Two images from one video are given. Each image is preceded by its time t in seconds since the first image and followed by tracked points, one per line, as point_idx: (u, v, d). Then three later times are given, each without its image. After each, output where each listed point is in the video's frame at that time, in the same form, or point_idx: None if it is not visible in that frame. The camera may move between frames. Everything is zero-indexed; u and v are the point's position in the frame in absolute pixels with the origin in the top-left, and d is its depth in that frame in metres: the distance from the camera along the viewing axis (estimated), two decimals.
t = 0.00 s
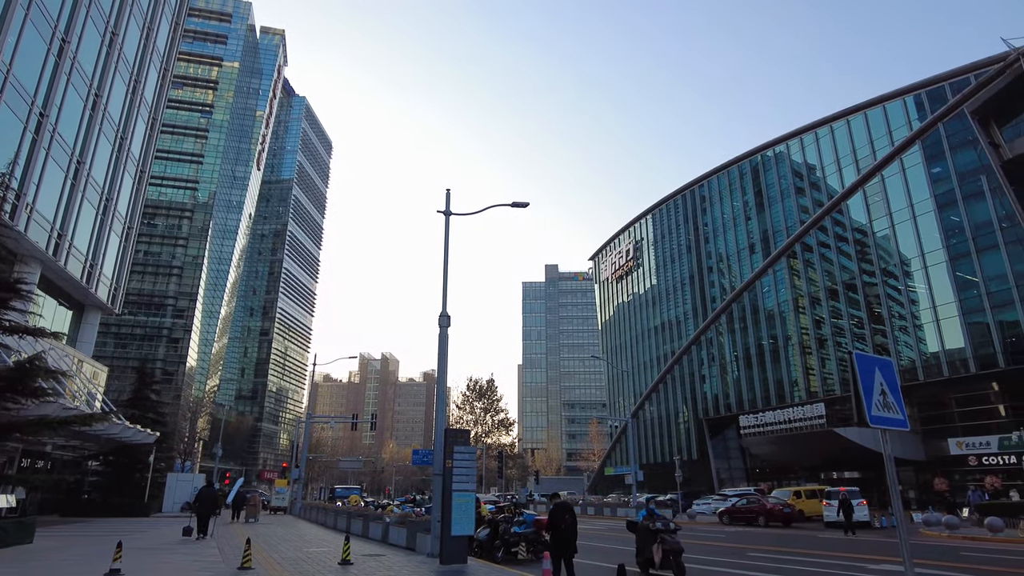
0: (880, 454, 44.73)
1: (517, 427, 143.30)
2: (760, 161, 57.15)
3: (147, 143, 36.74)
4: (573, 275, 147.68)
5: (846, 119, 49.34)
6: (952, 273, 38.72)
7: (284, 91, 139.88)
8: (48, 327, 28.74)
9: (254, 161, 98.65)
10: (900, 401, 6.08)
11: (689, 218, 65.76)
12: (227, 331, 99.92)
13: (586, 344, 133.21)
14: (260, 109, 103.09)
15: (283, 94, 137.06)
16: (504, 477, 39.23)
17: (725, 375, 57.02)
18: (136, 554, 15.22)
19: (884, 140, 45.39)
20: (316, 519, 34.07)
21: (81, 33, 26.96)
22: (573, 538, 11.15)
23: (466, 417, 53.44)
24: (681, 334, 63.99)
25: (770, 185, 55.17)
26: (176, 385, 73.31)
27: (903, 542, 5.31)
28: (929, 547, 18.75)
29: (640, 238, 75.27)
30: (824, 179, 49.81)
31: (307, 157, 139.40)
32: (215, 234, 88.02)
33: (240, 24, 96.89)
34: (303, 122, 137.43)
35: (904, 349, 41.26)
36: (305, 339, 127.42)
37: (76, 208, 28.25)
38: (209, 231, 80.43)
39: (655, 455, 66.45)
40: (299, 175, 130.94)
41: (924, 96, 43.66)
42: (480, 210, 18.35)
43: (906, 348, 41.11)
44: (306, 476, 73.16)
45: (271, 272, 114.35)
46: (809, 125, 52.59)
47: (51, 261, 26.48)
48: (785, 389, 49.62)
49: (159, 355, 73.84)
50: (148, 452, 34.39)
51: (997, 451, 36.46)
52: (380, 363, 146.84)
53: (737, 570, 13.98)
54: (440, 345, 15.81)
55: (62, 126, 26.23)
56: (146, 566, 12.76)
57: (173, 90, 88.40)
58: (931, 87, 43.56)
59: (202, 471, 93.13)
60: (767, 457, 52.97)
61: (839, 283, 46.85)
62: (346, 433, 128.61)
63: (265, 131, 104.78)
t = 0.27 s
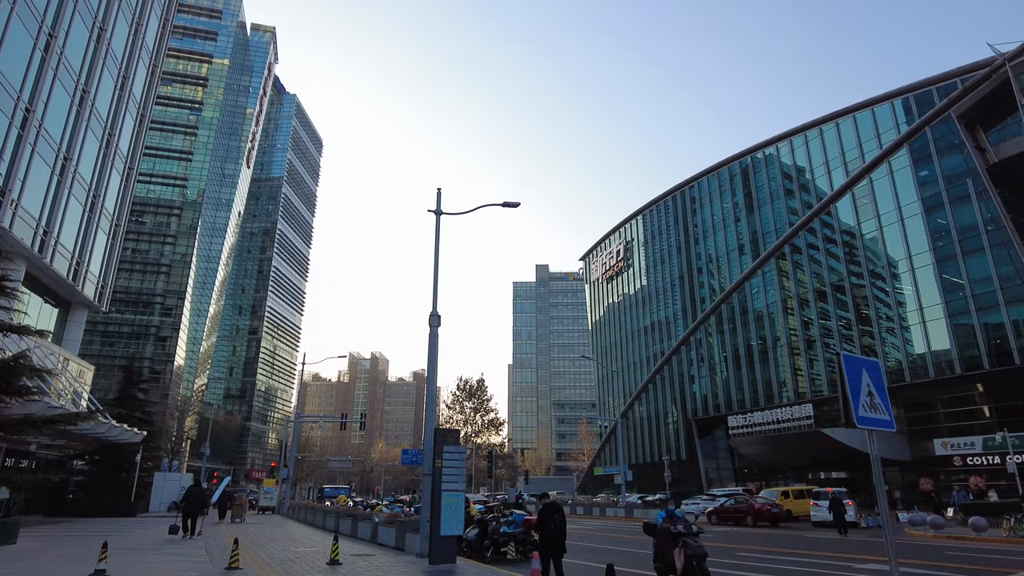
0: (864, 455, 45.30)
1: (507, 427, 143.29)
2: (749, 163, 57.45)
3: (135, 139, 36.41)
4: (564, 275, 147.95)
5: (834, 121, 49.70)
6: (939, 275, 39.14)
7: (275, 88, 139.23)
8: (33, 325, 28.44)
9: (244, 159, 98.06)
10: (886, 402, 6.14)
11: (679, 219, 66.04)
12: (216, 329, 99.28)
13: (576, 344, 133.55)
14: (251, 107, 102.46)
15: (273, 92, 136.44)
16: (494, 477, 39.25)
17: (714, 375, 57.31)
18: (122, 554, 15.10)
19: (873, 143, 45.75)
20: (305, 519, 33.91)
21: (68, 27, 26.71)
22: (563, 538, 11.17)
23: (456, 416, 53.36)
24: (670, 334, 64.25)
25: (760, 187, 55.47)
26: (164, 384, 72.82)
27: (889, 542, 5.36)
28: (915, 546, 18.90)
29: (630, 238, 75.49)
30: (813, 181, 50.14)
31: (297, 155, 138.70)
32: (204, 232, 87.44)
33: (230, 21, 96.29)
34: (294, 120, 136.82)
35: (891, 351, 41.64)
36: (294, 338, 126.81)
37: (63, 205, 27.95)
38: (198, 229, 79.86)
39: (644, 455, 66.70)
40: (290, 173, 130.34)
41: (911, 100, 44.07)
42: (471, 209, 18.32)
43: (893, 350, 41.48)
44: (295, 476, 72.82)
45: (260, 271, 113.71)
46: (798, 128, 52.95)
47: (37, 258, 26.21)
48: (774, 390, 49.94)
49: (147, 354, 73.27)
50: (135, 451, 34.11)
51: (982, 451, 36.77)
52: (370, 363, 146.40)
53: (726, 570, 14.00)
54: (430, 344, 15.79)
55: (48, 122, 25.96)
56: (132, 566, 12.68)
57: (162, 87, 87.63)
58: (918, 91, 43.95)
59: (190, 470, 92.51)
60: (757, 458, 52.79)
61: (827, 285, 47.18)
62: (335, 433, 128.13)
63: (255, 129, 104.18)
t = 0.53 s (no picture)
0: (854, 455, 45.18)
1: (497, 427, 143.31)
2: (740, 165, 57.71)
3: (124, 136, 36.11)
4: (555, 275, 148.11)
5: (824, 124, 50.02)
6: (926, 277, 39.53)
7: (266, 86, 138.54)
8: (19, 323, 28.15)
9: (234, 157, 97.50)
10: (874, 403, 6.18)
11: (669, 219, 66.25)
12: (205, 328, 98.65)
13: (567, 344, 133.76)
14: (241, 104, 101.84)
15: (264, 89, 135.79)
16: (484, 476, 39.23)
17: (703, 375, 57.57)
18: (109, 554, 14.99)
19: (862, 146, 46.10)
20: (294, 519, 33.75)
21: (55, 22, 26.44)
22: (553, 537, 11.21)
23: (446, 416, 53.26)
24: (661, 335, 64.46)
25: (750, 189, 55.76)
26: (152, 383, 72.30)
27: (876, 542, 5.41)
28: (900, 545, 19.08)
29: (621, 239, 75.68)
30: (803, 183, 50.43)
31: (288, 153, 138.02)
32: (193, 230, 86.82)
33: (221, 18, 95.76)
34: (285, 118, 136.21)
35: (879, 352, 41.97)
36: (284, 337, 126.21)
37: (50, 202, 27.68)
38: (187, 227, 79.34)
39: (634, 455, 66.88)
40: (280, 172, 129.73)
41: (900, 103, 44.44)
42: (463, 209, 18.29)
43: (881, 351, 41.82)
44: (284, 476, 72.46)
45: (249, 269, 113.08)
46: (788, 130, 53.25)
47: (23, 255, 25.93)
48: (763, 390, 50.22)
49: (135, 353, 72.69)
50: (122, 451, 33.84)
51: (967, 451, 37.19)
52: (360, 362, 145.95)
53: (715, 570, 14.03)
54: (420, 344, 15.75)
55: (35, 118, 25.69)
56: (118, 566, 12.57)
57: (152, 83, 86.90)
58: (907, 95, 44.32)
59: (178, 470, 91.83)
60: (747, 458, 52.70)
61: (816, 286, 47.49)
62: (324, 433, 127.64)
63: (246, 127, 103.57)
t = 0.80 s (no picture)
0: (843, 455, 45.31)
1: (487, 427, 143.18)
2: (730, 166, 57.95)
3: (112, 133, 35.80)
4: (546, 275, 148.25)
5: (814, 127, 50.32)
6: (914, 280, 39.91)
7: (256, 84, 137.79)
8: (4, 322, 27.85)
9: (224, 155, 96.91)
10: (861, 405, 6.24)
11: (660, 220, 66.44)
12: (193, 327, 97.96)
13: (558, 344, 133.97)
14: (231, 102, 101.16)
15: (255, 87, 135.06)
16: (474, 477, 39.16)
17: (693, 376, 57.80)
18: (96, 554, 14.85)
19: (851, 149, 46.43)
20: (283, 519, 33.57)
21: (43, 17, 26.18)
22: (543, 537, 11.20)
23: (437, 416, 53.16)
24: (651, 335, 64.65)
25: (740, 191, 56.01)
26: (139, 382, 71.75)
27: (862, 542, 5.44)
28: (887, 545, 19.25)
29: (612, 240, 75.81)
30: (793, 186, 50.72)
31: (278, 151, 137.35)
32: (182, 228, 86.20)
33: (211, 14, 95.26)
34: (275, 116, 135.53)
35: (867, 353, 42.28)
36: (273, 336, 125.52)
37: (36, 199, 27.42)
38: (176, 225, 78.79)
39: (623, 455, 67.04)
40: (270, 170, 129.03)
41: (889, 107, 44.80)
42: (454, 208, 18.26)
43: (868, 352, 42.15)
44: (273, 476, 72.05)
45: (239, 268, 112.40)
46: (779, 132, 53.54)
47: (9, 252, 25.66)
48: (752, 391, 50.49)
49: (122, 351, 72.13)
50: (109, 450, 33.54)
51: (953, 452, 37.61)
52: (350, 361, 145.46)
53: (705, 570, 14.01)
54: (411, 344, 15.72)
55: (21, 113, 25.42)
56: (104, 566, 12.46)
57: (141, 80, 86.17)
58: (896, 98, 44.67)
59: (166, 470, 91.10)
60: (737, 459, 52.41)
61: (805, 288, 47.80)
62: (314, 432, 127.05)
63: (236, 124, 102.91)
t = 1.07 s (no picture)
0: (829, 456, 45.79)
1: (477, 427, 143.07)
2: (720, 168, 58.23)
3: (99, 130, 35.48)
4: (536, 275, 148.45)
5: (803, 129, 50.66)
6: (901, 282, 40.30)
7: (246, 81, 137.07)
8: None
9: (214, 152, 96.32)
10: (848, 405, 6.28)
11: (650, 221, 66.67)
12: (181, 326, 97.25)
13: (548, 344, 134.24)
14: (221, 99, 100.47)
15: (244, 85, 134.33)
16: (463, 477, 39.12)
17: (682, 376, 58.04)
18: (80, 555, 14.71)
19: (840, 151, 46.77)
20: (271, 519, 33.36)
21: (28, 11, 25.89)
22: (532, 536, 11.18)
23: (426, 416, 53.09)
24: (640, 336, 64.86)
25: (730, 193, 56.30)
26: (126, 380, 71.14)
27: (848, 542, 5.48)
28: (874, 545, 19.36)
29: (602, 240, 75.99)
30: (782, 188, 51.02)
31: (268, 149, 136.63)
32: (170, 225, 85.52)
33: (201, 11, 94.71)
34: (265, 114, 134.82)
35: (854, 355, 42.60)
36: (262, 335, 124.79)
37: (21, 195, 27.12)
38: (164, 223, 78.14)
39: (612, 455, 67.21)
40: (260, 168, 128.34)
41: (877, 110, 45.18)
42: (444, 208, 18.23)
43: (856, 353, 42.46)
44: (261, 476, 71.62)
45: (227, 267, 111.65)
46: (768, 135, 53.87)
47: None
48: (740, 392, 50.76)
49: (109, 349, 71.47)
50: (94, 450, 33.21)
51: (939, 453, 38.01)
52: (339, 361, 144.94)
53: (694, 570, 14.02)
54: (400, 344, 15.68)
55: (6, 109, 25.12)
56: (88, 567, 12.34)
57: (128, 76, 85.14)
58: (884, 102, 45.06)
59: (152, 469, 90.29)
60: (725, 459, 53.03)
61: (794, 289, 48.11)
62: (302, 432, 126.45)
63: (226, 122, 102.26)
